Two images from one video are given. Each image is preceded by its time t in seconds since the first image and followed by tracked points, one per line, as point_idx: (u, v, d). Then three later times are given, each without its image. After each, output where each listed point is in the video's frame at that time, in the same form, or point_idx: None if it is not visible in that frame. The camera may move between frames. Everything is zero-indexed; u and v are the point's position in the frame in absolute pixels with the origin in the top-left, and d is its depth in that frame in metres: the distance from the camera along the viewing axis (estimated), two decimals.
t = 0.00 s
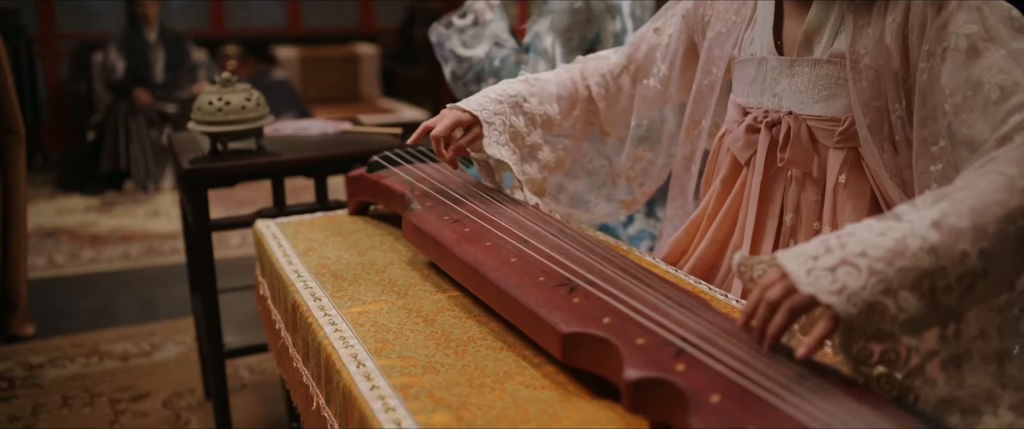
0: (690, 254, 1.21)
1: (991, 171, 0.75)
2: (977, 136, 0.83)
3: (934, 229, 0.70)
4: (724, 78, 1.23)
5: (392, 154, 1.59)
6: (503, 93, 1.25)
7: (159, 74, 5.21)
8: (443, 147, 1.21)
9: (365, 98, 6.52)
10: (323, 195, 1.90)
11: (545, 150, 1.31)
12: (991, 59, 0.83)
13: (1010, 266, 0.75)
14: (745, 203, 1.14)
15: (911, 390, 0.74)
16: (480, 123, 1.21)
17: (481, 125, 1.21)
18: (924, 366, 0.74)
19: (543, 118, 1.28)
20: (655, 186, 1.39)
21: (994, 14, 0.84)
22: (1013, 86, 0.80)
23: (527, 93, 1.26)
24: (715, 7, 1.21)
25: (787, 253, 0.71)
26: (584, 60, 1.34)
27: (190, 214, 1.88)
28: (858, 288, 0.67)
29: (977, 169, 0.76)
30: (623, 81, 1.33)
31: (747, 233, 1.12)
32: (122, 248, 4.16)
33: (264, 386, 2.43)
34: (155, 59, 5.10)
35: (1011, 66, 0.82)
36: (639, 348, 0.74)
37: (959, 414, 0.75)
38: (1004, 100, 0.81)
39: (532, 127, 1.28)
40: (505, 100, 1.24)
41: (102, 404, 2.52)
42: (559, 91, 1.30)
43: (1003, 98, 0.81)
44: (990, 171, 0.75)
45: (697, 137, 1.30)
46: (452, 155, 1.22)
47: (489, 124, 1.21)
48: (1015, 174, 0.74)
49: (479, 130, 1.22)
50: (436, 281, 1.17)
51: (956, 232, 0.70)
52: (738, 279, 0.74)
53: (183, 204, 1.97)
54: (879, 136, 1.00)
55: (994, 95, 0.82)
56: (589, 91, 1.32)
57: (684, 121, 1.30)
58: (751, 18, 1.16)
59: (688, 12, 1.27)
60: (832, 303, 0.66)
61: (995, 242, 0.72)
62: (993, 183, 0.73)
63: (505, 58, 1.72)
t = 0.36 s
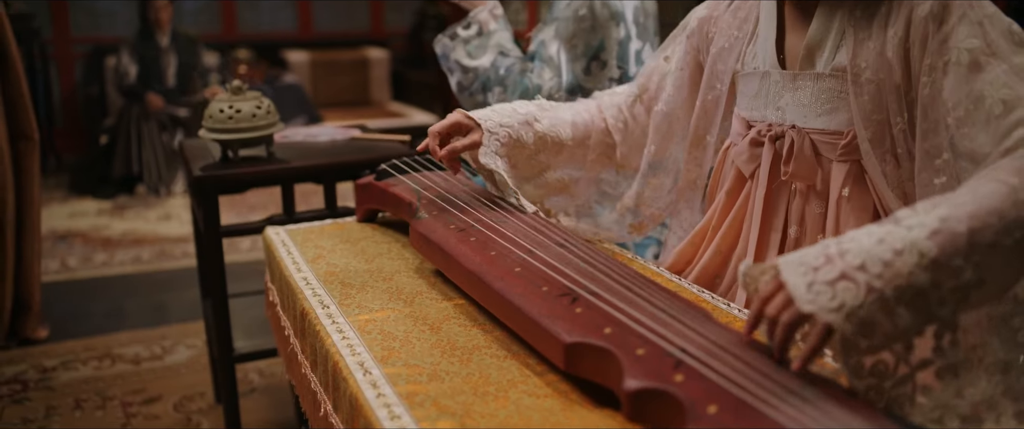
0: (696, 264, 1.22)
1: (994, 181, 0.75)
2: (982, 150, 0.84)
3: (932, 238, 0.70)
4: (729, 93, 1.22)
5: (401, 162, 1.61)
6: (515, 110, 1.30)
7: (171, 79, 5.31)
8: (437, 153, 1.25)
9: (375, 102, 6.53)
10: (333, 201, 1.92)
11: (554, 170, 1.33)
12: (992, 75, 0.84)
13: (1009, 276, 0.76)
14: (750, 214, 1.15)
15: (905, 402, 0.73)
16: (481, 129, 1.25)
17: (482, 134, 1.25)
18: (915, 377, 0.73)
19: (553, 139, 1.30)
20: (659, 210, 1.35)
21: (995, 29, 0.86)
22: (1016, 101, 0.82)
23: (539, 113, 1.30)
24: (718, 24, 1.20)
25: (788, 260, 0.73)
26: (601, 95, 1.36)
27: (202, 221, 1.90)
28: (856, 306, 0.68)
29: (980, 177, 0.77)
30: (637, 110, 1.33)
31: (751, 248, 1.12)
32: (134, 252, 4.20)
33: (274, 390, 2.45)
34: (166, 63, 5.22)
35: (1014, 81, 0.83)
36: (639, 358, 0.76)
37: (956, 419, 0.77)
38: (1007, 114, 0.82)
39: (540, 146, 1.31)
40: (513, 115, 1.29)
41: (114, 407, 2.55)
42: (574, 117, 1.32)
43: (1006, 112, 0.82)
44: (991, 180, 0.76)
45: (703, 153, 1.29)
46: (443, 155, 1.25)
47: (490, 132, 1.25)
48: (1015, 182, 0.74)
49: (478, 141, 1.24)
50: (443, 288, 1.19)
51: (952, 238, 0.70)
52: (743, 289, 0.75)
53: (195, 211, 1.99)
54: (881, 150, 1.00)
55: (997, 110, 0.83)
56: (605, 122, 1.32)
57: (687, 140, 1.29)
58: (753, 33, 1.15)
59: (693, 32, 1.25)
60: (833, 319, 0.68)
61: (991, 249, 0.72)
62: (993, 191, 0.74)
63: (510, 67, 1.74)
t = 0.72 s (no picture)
0: (706, 275, 1.23)
1: (970, 188, 0.71)
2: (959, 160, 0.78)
3: (902, 246, 0.69)
4: (740, 107, 1.21)
5: (412, 171, 1.63)
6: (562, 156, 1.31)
7: (187, 84, 5.48)
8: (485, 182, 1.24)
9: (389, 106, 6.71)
10: (345, 209, 1.94)
11: (596, 206, 1.32)
12: (978, 86, 0.78)
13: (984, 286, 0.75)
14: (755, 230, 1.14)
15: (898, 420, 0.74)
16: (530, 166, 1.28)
17: (530, 170, 1.28)
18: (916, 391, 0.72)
19: (598, 176, 1.30)
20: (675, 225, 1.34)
21: (983, 43, 0.80)
22: (995, 111, 0.76)
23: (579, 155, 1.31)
24: (730, 43, 1.19)
25: (753, 282, 0.74)
26: (632, 128, 1.34)
27: (217, 228, 1.93)
28: (820, 323, 0.69)
29: (955, 182, 0.73)
30: (668, 137, 1.31)
31: (755, 267, 1.12)
32: (150, 256, 4.24)
33: (288, 394, 2.48)
34: (183, 68, 5.36)
35: (995, 92, 0.77)
36: (643, 370, 0.78)
37: None
38: (983, 126, 0.76)
39: (591, 181, 1.30)
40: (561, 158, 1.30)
41: (130, 410, 2.58)
42: (615, 156, 1.31)
43: (983, 122, 0.76)
44: (966, 186, 0.72)
45: (716, 167, 1.27)
46: (489, 181, 1.25)
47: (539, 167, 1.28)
48: (990, 189, 0.71)
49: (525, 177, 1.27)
50: (452, 297, 1.21)
51: (922, 245, 0.69)
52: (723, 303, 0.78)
53: (210, 219, 2.02)
54: (882, 168, 0.96)
55: (975, 119, 0.77)
56: (643, 158, 1.31)
57: (698, 155, 1.27)
58: (762, 49, 1.13)
59: (709, 51, 1.24)
60: (796, 339, 0.70)
61: (965, 258, 0.71)
62: (966, 198, 0.71)
63: (520, 77, 1.77)
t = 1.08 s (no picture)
0: (718, 291, 1.24)
1: (967, 212, 0.72)
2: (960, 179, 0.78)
3: (896, 270, 0.71)
4: (754, 125, 1.23)
5: (429, 182, 1.65)
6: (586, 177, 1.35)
7: (209, 91, 5.55)
8: (514, 196, 1.32)
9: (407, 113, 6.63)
10: (364, 218, 1.97)
11: (624, 226, 1.34)
12: (978, 105, 0.80)
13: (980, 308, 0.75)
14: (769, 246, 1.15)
15: None
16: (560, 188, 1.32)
17: (560, 191, 1.31)
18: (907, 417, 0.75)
19: (626, 195, 1.32)
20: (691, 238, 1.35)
21: (987, 63, 0.82)
22: (993, 130, 0.77)
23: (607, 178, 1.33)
24: (745, 60, 1.21)
25: (750, 311, 0.75)
26: (654, 146, 1.37)
27: (238, 236, 1.97)
28: (817, 351, 0.70)
29: (950, 204, 0.74)
30: (690, 153, 1.33)
31: (768, 283, 1.13)
32: (172, 261, 4.29)
33: (307, 399, 2.51)
34: (205, 75, 5.46)
35: (995, 112, 0.78)
36: (654, 384, 0.79)
37: None
38: (982, 147, 0.77)
39: (618, 201, 1.32)
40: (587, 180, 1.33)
41: (151, 414, 2.62)
42: (640, 175, 1.34)
43: (982, 141, 0.77)
44: (960, 208, 0.73)
45: (730, 182, 1.29)
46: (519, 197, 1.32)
47: (569, 189, 1.31)
48: (985, 212, 0.71)
49: (552, 194, 1.33)
50: (468, 309, 1.23)
51: (919, 268, 0.71)
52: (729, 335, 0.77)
53: (231, 226, 2.05)
54: (891, 187, 0.98)
55: (974, 138, 0.78)
56: (667, 175, 1.33)
57: (711, 170, 1.28)
58: (775, 66, 1.14)
59: (725, 67, 1.26)
60: (792, 368, 0.70)
61: (962, 282, 0.72)
62: (962, 221, 0.72)
63: (539, 88, 1.79)
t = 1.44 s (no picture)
0: (730, 305, 1.25)
1: (965, 232, 0.73)
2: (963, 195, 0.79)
3: (896, 293, 0.71)
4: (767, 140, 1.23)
5: (444, 194, 1.66)
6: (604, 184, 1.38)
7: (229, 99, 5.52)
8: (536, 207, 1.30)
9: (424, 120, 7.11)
10: (381, 228, 2.00)
11: (644, 232, 1.39)
12: (984, 122, 0.81)
13: (980, 328, 0.76)
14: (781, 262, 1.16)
15: None
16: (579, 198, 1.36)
17: (579, 201, 1.35)
18: None
19: (642, 203, 1.36)
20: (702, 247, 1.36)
21: (994, 81, 0.83)
22: (996, 149, 0.78)
23: (625, 183, 1.37)
24: (760, 73, 1.22)
25: (751, 334, 0.75)
26: (671, 150, 1.39)
27: (257, 246, 2.00)
28: (816, 373, 0.70)
29: (952, 223, 0.75)
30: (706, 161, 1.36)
31: (781, 296, 1.14)
32: (192, 268, 4.33)
33: (323, 406, 2.54)
34: (224, 82, 5.50)
35: (1000, 129, 0.79)
36: (665, 400, 0.81)
37: None
38: (986, 164, 0.78)
39: (634, 210, 1.36)
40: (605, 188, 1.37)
41: (171, 420, 2.65)
42: (656, 180, 1.37)
43: (986, 159, 0.78)
44: (959, 227, 0.74)
45: (743, 194, 1.29)
46: (540, 207, 1.32)
47: (588, 200, 1.36)
48: (984, 231, 0.72)
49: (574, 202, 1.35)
50: (483, 320, 1.24)
51: (919, 290, 0.71)
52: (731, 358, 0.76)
53: (251, 236, 2.08)
54: (900, 204, 0.99)
55: (978, 156, 0.79)
56: (682, 181, 1.37)
57: (727, 180, 1.29)
58: (789, 82, 1.16)
59: (738, 80, 1.27)
60: (790, 390, 0.70)
61: (960, 301, 0.72)
62: (961, 241, 0.72)
63: (558, 103, 1.76)
